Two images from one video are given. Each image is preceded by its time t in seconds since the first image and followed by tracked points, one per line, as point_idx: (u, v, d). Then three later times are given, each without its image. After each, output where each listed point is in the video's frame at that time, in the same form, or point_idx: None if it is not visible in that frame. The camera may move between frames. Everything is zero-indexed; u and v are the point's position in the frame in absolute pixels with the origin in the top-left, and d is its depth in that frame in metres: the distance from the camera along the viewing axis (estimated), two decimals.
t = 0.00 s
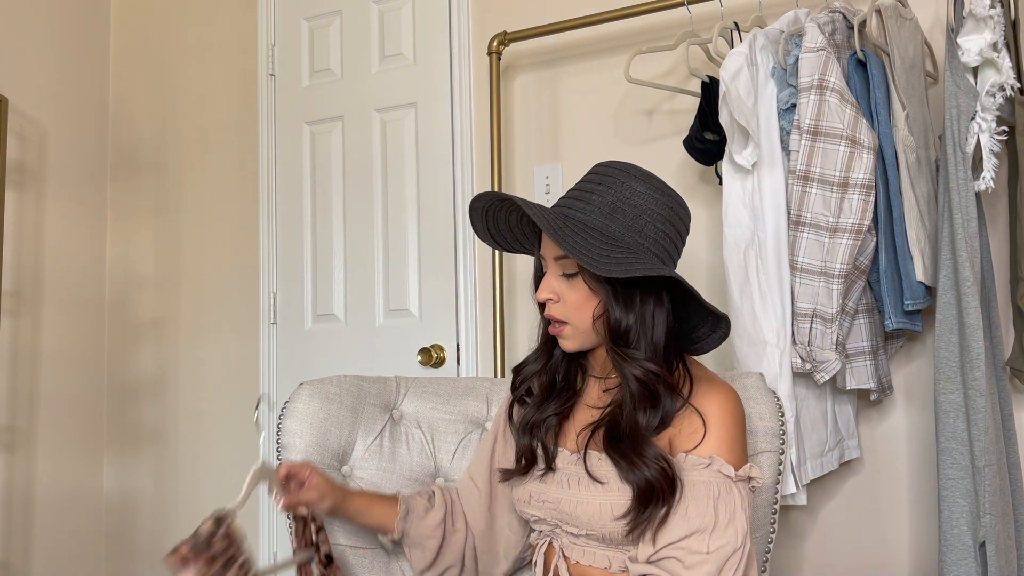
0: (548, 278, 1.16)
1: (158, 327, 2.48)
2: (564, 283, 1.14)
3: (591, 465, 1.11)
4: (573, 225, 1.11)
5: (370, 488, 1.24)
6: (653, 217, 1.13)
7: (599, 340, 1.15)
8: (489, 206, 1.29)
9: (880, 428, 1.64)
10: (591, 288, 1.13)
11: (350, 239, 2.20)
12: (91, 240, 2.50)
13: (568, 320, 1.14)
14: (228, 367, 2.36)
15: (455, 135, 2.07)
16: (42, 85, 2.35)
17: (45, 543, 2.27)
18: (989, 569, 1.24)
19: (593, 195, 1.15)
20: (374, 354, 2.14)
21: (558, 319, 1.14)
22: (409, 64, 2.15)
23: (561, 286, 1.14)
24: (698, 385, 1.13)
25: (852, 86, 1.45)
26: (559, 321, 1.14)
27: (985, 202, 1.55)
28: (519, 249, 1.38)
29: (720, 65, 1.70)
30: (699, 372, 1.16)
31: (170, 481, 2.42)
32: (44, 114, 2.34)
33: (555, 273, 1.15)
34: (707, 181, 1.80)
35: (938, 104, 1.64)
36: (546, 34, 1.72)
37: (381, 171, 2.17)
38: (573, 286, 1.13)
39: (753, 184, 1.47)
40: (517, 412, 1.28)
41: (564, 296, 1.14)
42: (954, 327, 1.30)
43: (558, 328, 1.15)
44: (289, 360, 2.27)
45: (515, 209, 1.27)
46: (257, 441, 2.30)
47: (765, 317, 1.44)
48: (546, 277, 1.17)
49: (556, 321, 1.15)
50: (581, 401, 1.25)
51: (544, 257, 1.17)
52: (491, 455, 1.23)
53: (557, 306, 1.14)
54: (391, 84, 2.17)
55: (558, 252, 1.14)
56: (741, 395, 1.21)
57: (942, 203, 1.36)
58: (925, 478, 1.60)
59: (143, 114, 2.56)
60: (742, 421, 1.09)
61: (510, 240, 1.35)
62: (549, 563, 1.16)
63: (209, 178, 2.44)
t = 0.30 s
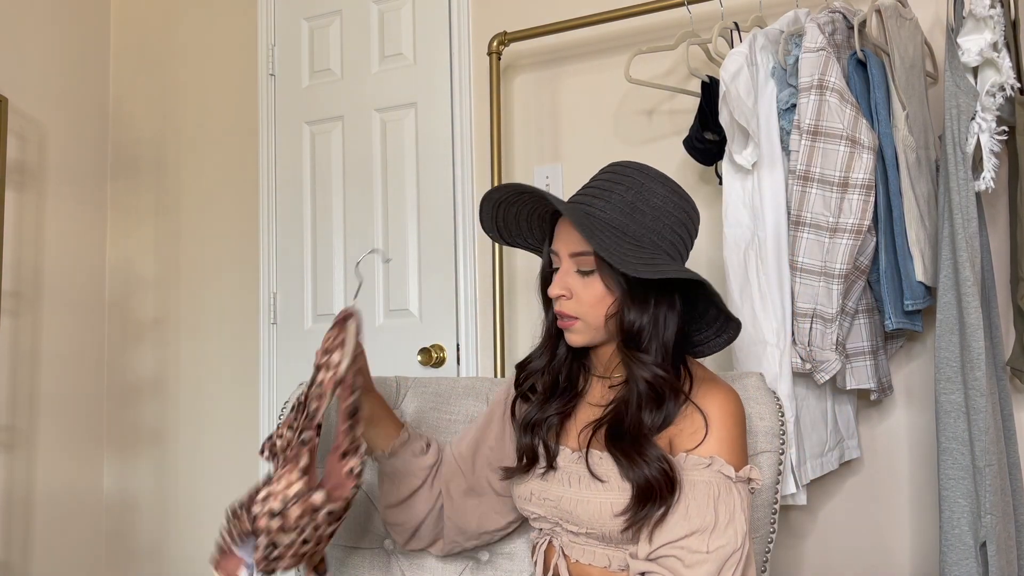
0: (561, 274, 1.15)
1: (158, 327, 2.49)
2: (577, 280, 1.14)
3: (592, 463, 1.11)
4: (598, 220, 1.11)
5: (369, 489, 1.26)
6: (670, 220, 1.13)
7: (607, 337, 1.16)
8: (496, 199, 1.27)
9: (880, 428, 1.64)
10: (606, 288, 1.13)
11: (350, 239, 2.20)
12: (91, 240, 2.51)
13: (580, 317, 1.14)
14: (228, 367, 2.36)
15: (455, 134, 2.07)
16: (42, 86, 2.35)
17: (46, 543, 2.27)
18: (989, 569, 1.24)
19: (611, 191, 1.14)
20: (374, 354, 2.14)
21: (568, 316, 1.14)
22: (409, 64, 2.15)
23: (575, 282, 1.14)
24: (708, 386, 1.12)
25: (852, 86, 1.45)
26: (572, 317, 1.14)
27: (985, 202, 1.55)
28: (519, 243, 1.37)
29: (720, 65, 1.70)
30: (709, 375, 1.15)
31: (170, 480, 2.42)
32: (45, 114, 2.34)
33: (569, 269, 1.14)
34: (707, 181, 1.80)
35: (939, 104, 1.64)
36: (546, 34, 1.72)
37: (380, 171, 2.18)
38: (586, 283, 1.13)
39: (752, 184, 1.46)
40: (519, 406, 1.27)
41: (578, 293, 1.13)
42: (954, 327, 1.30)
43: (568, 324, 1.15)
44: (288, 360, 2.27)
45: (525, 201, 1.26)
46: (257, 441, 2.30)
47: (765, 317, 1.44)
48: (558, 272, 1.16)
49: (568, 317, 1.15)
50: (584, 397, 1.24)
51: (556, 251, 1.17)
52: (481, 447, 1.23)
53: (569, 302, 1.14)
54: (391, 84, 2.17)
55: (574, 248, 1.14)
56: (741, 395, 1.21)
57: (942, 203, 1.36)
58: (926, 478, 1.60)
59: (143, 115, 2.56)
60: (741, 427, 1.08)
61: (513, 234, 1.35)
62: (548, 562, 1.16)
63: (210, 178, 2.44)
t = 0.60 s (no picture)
0: (615, 265, 1.14)
1: (157, 327, 2.48)
2: (631, 273, 1.14)
3: (603, 461, 1.11)
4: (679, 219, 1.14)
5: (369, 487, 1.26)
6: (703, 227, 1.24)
7: (638, 336, 1.17)
8: (552, 175, 1.20)
9: (880, 428, 1.64)
10: (660, 282, 1.14)
11: (350, 239, 2.20)
12: (91, 241, 2.50)
13: (631, 310, 1.13)
14: (228, 367, 2.36)
15: (456, 134, 2.08)
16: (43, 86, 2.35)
17: (46, 543, 2.27)
18: (989, 570, 1.24)
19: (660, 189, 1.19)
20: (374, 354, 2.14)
21: (620, 309, 1.12)
22: (409, 65, 2.15)
23: (632, 275, 1.13)
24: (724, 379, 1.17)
25: (852, 86, 1.45)
26: (623, 313, 1.12)
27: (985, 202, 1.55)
28: (522, 232, 1.34)
29: (720, 65, 1.70)
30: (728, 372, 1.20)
31: (170, 480, 2.42)
32: (45, 113, 2.34)
33: (623, 262, 1.14)
34: (707, 181, 1.81)
35: (938, 104, 1.64)
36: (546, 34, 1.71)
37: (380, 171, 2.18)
38: (642, 277, 1.13)
39: (752, 184, 1.46)
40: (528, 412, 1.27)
41: (634, 285, 1.13)
42: (954, 328, 1.30)
43: (612, 318, 1.13)
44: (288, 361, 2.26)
45: (576, 188, 1.21)
46: (257, 441, 2.30)
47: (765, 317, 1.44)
48: (608, 265, 1.14)
49: (616, 312, 1.13)
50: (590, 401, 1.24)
51: (604, 243, 1.16)
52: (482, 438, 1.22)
53: (622, 298, 1.12)
54: (391, 85, 2.17)
55: (631, 241, 1.14)
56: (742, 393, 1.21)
57: (942, 203, 1.36)
58: (925, 479, 1.60)
59: (143, 115, 2.56)
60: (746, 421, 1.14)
61: (527, 218, 1.30)
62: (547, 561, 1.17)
63: (210, 178, 2.44)
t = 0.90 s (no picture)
0: (631, 267, 1.14)
1: (158, 327, 2.49)
2: (647, 275, 1.14)
3: (606, 461, 1.11)
4: (698, 225, 1.15)
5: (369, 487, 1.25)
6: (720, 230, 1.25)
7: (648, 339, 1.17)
8: (574, 174, 1.20)
9: (879, 428, 1.64)
10: (674, 285, 1.15)
11: (351, 239, 2.20)
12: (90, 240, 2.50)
13: (646, 314, 1.13)
14: (228, 367, 2.36)
15: (456, 134, 2.08)
16: (43, 86, 2.34)
17: (46, 544, 2.27)
18: (988, 569, 1.24)
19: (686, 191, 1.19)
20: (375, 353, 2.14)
21: (635, 311, 1.12)
22: (409, 64, 2.15)
23: (648, 278, 1.14)
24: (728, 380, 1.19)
25: (852, 86, 1.45)
26: (637, 315, 1.12)
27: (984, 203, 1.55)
28: (533, 229, 1.34)
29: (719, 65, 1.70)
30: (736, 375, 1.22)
31: (170, 480, 2.43)
32: (44, 113, 2.33)
33: (639, 264, 1.14)
34: (707, 181, 1.81)
35: (938, 104, 1.64)
36: (546, 34, 1.71)
37: (380, 171, 2.18)
38: (658, 280, 1.14)
39: (752, 184, 1.46)
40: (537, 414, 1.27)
41: (650, 288, 1.13)
42: (954, 327, 1.30)
43: (626, 321, 1.13)
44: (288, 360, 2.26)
45: (596, 189, 1.22)
46: (257, 440, 2.30)
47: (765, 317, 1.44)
48: (624, 266, 1.15)
49: (630, 314, 1.12)
50: (596, 403, 1.24)
51: (620, 245, 1.16)
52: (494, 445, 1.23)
53: (638, 300, 1.12)
54: (391, 84, 2.17)
55: (648, 244, 1.14)
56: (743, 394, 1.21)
57: (942, 203, 1.36)
58: (925, 478, 1.60)
59: (143, 114, 2.56)
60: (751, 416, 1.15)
61: (541, 215, 1.30)
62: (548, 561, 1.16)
63: (210, 178, 2.44)
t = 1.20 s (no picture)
0: (628, 267, 1.14)
1: (158, 327, 2.49)
2: (644, 275, 1.14)
3: (607, 461, 1.11)
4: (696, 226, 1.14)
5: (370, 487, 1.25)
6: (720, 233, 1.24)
7: (644, 338, 1.17)
8: (573, 173, 1.20)
9: (879, 428, 1.64)
10: (671, 286, 1.15)
11: (350, 239, 2.20)
12: (90, 240, 2.50)
13: (641, 314, 1.13)
14: (228, 367, 2.36)
15: (456, 135, 2.08)
16: (43, 86, 2.34)
17: (46, 544, 2.26)
18: (987, 569, 1.24)
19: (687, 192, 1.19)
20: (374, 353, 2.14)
21: (631, 311, 1.12)
22: (409, 64, 2.15)
23: (644, 278, 1.14)
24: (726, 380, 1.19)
25: (852, 86, 1.45)
26: (633, 314, 1.12)
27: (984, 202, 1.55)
28: (532, 227, 1.34)
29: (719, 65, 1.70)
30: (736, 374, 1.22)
31: (170, 480, 2.43)
32: (44, 113, 2.33)
33: (636, 264, 1.14)
34: (707, 181, 1.81)
35: (938, 104, 1.64)
36: (546, 34, 1.71)
37: (380, 171, 2.18)
38: (655, 281, 1.14)
39: (752, 184, 1.46)
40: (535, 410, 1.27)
41: (646, 288, 1.13)
42: (954, 327, 1.30)
43: (622, 320, 1.13)
44: (288, 360, 2.27)
45: (596, 188, 1.22)
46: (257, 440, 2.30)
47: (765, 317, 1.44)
48: (621, 266, 1.15)
49: (626, 313, 1.12)
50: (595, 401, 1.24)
51: (618, 245, 1.16)
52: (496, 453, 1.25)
53: (634, 299, 1.12)
54: (392, 84, 2.17)
55: (646, 244, 1.14)
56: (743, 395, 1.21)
57: (942, 204, 1.36)
58: (925, 478, 1.60)
59: (143, 114, 2.56)
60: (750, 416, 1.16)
61: (540, 213, 1.31)
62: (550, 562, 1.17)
63: (210, 178, 2.44)
